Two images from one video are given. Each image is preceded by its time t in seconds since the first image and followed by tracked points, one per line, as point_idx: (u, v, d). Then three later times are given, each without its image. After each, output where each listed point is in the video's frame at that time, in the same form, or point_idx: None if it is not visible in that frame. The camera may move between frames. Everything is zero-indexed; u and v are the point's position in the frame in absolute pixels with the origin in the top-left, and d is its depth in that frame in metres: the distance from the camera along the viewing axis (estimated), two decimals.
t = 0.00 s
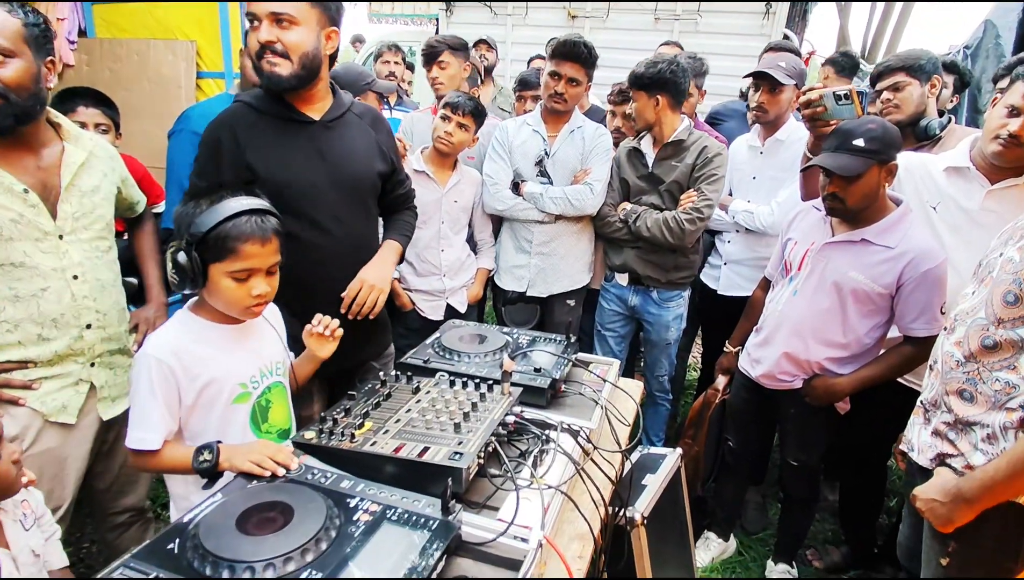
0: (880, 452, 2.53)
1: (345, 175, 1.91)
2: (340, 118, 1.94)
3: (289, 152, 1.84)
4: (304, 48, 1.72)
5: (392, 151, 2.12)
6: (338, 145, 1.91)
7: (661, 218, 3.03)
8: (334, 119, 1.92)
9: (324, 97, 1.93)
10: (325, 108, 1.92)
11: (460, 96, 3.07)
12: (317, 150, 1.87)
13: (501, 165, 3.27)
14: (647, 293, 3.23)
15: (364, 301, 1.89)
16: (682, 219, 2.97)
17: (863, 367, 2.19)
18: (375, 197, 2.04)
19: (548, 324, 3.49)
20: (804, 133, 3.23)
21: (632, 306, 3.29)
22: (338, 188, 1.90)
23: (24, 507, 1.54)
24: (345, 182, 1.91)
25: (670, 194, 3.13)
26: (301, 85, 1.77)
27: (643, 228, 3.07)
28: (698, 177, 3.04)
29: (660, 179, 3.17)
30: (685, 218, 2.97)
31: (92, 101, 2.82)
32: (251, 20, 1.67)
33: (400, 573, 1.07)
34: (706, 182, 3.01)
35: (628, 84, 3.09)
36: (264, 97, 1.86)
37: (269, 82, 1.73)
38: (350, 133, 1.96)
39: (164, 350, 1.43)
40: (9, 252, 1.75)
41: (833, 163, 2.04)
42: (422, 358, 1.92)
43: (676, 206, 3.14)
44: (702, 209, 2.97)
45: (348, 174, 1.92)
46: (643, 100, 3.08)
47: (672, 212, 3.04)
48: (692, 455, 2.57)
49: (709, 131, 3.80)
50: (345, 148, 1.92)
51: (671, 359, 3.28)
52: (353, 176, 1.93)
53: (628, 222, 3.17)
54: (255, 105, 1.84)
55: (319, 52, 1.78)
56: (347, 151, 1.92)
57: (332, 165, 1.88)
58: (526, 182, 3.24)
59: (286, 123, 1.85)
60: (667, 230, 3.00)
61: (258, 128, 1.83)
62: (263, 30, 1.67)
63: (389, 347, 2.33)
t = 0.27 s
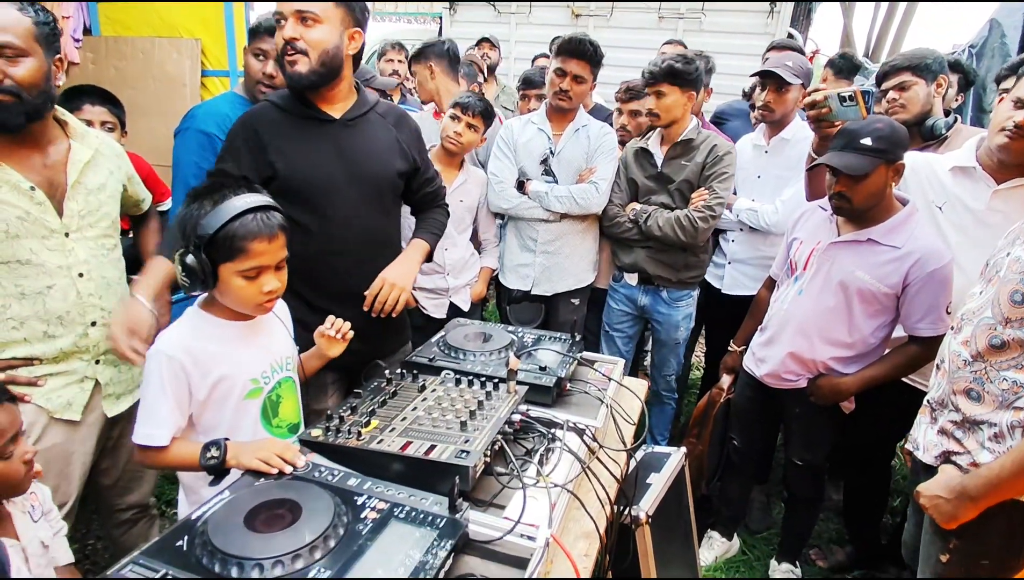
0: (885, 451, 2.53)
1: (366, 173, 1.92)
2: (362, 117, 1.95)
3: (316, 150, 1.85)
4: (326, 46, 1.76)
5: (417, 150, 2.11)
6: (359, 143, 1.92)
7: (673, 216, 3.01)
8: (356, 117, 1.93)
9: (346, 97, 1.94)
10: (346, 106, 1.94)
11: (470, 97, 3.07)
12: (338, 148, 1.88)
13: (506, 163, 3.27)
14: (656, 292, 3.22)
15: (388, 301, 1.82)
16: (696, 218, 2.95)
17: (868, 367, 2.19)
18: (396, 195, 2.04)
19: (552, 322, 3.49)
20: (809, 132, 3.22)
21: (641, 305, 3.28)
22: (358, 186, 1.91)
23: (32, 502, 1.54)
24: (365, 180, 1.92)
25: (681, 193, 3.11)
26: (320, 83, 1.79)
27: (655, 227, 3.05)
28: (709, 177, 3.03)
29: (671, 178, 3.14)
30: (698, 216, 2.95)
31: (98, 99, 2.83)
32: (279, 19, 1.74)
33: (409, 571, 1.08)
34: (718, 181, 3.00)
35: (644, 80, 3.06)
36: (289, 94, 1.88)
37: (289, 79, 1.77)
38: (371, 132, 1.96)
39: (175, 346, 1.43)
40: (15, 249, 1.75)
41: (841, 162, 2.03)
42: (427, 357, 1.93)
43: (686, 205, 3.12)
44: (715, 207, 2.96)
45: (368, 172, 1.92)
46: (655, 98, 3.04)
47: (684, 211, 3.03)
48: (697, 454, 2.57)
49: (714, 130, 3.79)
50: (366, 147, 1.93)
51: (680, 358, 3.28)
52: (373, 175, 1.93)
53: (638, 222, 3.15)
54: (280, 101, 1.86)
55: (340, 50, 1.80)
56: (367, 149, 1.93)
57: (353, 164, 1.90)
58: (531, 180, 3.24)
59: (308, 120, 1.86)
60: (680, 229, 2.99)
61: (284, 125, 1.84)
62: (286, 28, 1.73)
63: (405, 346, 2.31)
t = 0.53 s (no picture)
0: (888, 450, 2.53)
1: (335, 172, 1.88)
2: (336, 112, 1.89)
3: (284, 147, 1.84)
4: (293, 41, 1.69)
5: (402, 145, 2.02)
6: (329, 142, 1.87)
7: (685, 215, 2.99)
8: (329, 113, 1.87)
9: (321, 90, 1.88)
10: (321, 101, 1.88)
11: (479, 96, 3.07)
12: (307, 145, 1.85)
13: (509, 161, 3.26)
14: (666, 292, 3.20)
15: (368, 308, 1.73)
16: (708, 216, 2.95)
17: (872, 367, 2.18)
18: (374, 193, 1.99)
19: (554, 321, 3.49)
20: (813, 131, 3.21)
21: (651, 305, 3.25)
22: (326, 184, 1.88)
23: (34, 498, 1.54)
24: (332, 180, 1.89)
25: (690, 192, 3.10)
26: (290, 83, 1.75)
27: (666, 226, 3.02)
28: (720, 176, 3.03)
29: (679, 177, 3.12)
30: (710, 215, 2.95)
31: (101, 97, 2.82)
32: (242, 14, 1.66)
33: (412, 569, 1.07)
34: (728, 181, 3.00)
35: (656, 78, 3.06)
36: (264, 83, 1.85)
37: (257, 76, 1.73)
38: (345, 127, 1.89)
39: (178, 343, 1.43)
40: (17, 246, 1.75)
41: (846, 161, 2.03)
42: (429, 355, 1.92)
43: (695, 204, 3.11)
44: (726, 206, 2.96)
45: (338, 171, 1.89)
46: (671, 96, 3.03)
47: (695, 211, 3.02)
48: (698, 453, 2.57)
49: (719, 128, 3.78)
50: (338, 143, 1.88)
51: (687, 357, 3.28)
52: (343, 174, 1.89)
53: (648, 221, 3.11)
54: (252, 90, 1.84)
55: (309, 45, 1.73)
56: (339, 149, 1.88)
57: (320, 163, 1.86)
58: (534, 178, 3.24)
59: (278, 113, 1.83)
60: (694, 227, 2.97)
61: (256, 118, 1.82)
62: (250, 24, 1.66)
63: (402, 345, 2.34)
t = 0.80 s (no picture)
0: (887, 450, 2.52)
1: (312, 179, 1.82)
2: (306, 115, 1.78)
3: (255, 156, 1.77)
4: (248, 54, 1.52)
5: (377, 143, 1.96)
6: (304, 149, 1.79)
7: (691, 215, 2.98)
8: (299, 118, 1.77)
9: (288, 91, 1.76)
10: (288, 106, 1.76)
11: (484, 95, 3.06)
12: (279, 153, 1.77)
13: (509, 159, 3.25)
14: (667, 291, 3.20)
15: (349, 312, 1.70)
16: (716, 216, 2.96)
17: (871, 366, 2.18)
18: (352, 195, 1.94)
19: (554, 319, 3.48)
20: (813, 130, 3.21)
21: (652, 304, 3.24)
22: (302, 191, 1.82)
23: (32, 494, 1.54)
24: (310, 187, 1.82)
25: (694, 191, 3.08)
26: (250, 99, 1.62)
27: (671, 225, 3.00)
28: (725, 175, 3.03)
29: (682, 176, 3.10)
30: (719, 215, 2.96)
31: (100, 94, 2.82)
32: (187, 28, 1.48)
33: (407, 568, 1.07)
34: (733, 180, 3.01)
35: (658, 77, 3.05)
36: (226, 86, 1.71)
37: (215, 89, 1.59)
38: (318, 130, 1.81)
39: (175, 339, 1.43)
40: (15, 242, 1.75)
41: (847, 159, 2.02)
42: (427, 353, 1.92)
43: (698, 204, 3.11)
44: (733, 205, 2.98)
45: (314, 177, 1.82)
46: (677, 95, 3.02)
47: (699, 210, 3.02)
48: (697, 453, 2.58)
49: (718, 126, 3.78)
50: (312, 148, 1.80)
51: (687, 356, 3.28)
52: (321, 180, 1.83)
53: (651, 221, 3.09)
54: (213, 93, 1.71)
55: (266, 53, 1.57)
56: (314, 154, 1.80)
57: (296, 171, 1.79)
58: (534, 176, 3.24)
59: (245, 119, 1.73)
60: (699, 226, 2.97)
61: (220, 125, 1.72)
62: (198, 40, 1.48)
63: (392, 340, 2.34)
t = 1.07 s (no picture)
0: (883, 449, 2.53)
1: (291, 188, 1.81)
2: (280, 122, 1.76)
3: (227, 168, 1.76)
4: (212, 56, 1.50)
5: (359, 145, 1.93)
6: (280, 157, 1.77)
7: (691, 215, 2.98)
8: (272, 125, 1.75)
9: (261, 97, 1.73)
10: (262, 112, 1.74)
11: (484, 95, 3.05)
12: (253, 163, 1.76)
13: (507, 159, 3.25)
14: (667, 291, 3.20)
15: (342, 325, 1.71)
16: (715, 216, 2.96)
17: (868, 366, 2.18)
18: (334, 200, 1.92)
19: (552, 318, 3.49)
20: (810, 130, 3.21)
21: (651, 304, 3.24)
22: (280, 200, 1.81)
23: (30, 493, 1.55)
24: (287, 197, 1.82)
25: (693, 191, 3.08)
26: (216, 101, 1.60)
27: (671, 225, 3.00)
28: (724, 175, 3.04)
29: (681, 176, 3.10)
30: (719, 215, 2.96)
31: (98, 94, 2.82)
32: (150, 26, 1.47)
33: (400, 567, 1.08)
34: (732, 179, 3.02)
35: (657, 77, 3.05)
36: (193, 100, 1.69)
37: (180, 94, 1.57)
38: (294, 137, 1.79)
39: (169, 339, 1.43)
40: (13, 242, 1.76)
41: (845, 160, 2.02)
42: (424, 353, 1.93)
43: (698, 204, 3.11)
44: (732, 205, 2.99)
45: (293, 187, 1.81)
46: (676, 95, 3.02)
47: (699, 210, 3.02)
48: (694, 452, 2.59)
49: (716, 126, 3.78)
50: (289, 156, 1.79)
51: (686, 355, 3.28)
52: (299, 188, 1.82)
53: (651, 221, 3.08)
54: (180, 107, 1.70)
55: (229, 54, 1.54)
56: (290, 163, 1.79)
57: (272, 180, 1.78)
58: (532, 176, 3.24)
59: (217, 131, 1.72)
60: (699, 226, 2.98)
61: (193, 138, 1.72)
62: (160, 39, 1.46)
63: (386, 340, 2.33)
